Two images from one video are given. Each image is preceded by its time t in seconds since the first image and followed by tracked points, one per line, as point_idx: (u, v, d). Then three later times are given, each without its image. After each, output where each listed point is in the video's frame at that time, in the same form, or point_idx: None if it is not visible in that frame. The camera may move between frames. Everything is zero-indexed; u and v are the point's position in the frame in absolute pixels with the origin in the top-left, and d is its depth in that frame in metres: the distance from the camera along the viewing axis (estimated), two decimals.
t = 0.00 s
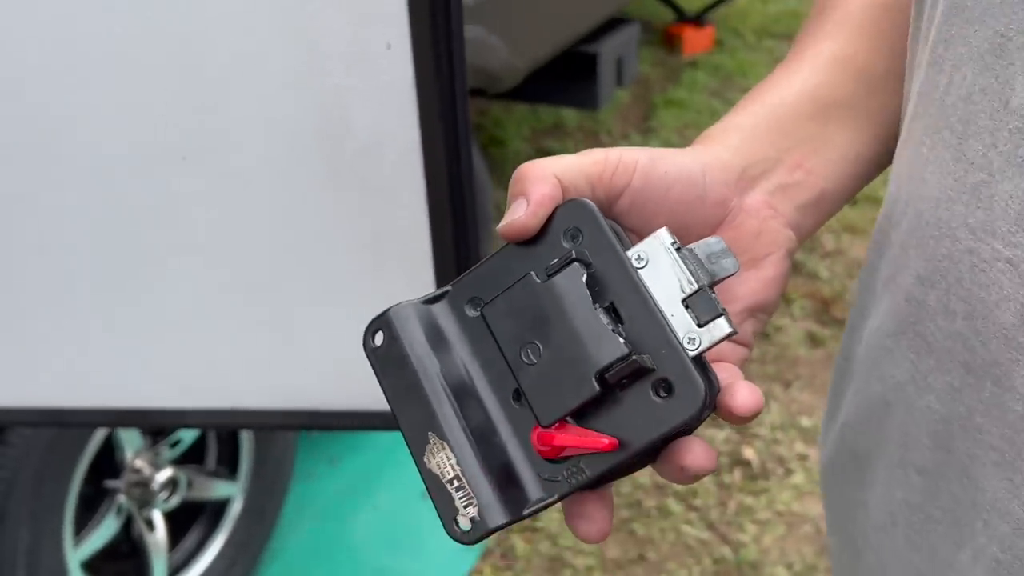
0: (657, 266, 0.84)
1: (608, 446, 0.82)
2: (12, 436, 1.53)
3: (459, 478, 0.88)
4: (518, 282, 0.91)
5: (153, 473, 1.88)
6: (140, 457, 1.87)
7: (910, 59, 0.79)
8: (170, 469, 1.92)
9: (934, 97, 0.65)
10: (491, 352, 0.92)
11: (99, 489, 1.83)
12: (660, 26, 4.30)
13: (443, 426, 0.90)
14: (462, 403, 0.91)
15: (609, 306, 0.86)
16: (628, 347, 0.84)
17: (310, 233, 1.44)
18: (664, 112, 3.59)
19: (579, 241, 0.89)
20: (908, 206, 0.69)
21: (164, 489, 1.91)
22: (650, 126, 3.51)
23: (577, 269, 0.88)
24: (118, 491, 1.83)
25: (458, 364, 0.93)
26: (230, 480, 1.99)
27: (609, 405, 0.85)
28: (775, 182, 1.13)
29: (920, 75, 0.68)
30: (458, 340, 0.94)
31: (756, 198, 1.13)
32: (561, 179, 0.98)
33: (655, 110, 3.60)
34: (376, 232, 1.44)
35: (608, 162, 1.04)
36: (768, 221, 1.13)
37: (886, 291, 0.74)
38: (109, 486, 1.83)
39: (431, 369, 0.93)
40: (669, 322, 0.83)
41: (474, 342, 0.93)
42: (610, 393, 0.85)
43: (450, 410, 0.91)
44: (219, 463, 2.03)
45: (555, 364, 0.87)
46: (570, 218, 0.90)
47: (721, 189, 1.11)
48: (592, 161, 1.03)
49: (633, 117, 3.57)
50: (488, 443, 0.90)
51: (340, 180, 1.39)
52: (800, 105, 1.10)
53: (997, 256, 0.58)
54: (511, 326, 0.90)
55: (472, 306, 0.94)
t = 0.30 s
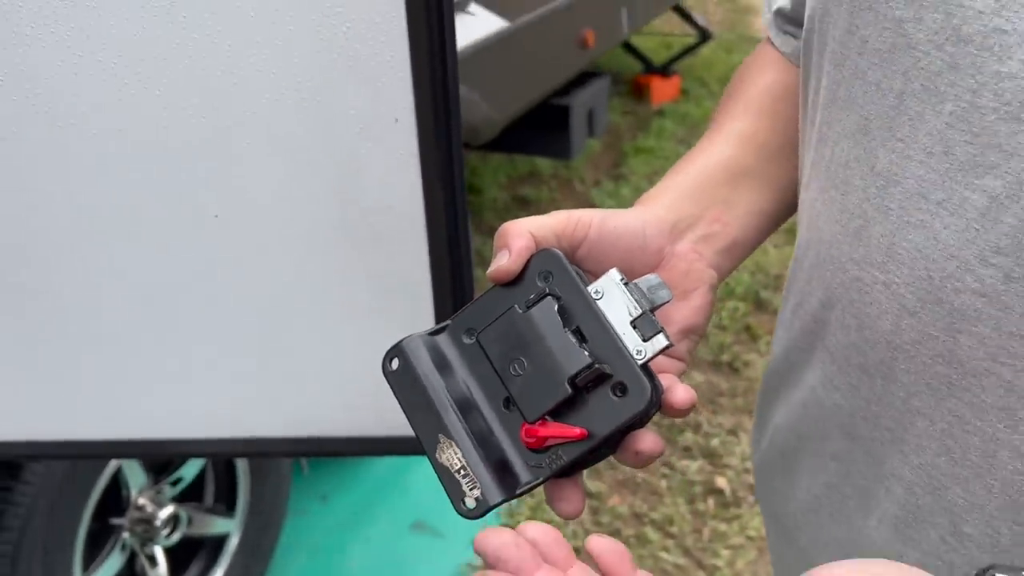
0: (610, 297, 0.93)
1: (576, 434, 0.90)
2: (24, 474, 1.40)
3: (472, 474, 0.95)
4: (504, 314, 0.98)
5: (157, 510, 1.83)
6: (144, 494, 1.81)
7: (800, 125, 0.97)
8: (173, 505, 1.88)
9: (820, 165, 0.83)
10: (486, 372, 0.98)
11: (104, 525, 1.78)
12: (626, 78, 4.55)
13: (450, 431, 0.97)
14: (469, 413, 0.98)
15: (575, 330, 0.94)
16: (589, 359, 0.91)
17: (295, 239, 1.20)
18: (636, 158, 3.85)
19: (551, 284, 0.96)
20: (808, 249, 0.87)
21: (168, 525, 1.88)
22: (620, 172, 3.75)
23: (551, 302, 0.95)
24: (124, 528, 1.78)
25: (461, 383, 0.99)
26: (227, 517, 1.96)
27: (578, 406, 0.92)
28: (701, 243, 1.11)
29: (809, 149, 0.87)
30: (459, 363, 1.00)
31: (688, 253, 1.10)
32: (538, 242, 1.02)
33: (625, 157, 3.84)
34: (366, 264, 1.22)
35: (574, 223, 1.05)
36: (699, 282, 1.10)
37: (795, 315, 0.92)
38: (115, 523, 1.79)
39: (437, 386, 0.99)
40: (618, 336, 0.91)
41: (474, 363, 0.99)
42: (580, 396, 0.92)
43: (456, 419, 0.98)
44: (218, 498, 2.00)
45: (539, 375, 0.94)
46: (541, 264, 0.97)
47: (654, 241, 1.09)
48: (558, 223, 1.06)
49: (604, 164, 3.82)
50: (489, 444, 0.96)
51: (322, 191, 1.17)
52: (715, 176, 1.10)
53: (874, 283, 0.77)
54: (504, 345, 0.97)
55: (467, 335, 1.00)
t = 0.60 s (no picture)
0: (565, 313, 0.97)
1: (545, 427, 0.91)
2: (23, 511, 1.52)
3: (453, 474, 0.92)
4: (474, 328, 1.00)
5: (146, 548, 1.85)
6: (133, 533, 1.83)
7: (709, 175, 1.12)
8: (162, 544, 1.90)
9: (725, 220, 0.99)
10: (461, 383, 0.98)
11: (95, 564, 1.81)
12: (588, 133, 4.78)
13: (430, 434, 0.95)
14: (446, 419, 0.96)
15: (537, 340, 0.96)
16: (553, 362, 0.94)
17: (288, 281, 1.29)
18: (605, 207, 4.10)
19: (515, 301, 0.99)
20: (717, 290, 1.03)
21: (156, 563, 1.90)
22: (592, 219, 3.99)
23: (515, 318, 0.98)
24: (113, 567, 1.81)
25: (437, 391, 0.98)
26: (215, 555, 1.96)
27: (539, 407, 0.94)
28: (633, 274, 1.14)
29: (716, 206, 1.02)
30: (434, 372, 0.99)
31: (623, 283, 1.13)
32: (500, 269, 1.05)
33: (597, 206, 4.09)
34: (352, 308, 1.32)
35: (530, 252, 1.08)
36: (633, 310, 1.12)
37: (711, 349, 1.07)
38: (105, 562, 1.81)
39: (415, 393, 0.97)
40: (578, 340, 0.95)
41: (449, 373, 0.99)
42: (541, 397, 0.94)
43: (435, 422, 0.95)
44: (203, 538, 2.00)
45: (512, 381, 0.95)
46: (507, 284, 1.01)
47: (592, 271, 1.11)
48: (511, 254, 1.09)
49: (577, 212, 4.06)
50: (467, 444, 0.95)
51: (317, 237, 1.27)
52: (640, 216, 1.16)
53: (771, 315, 0.91)
54: (477, 353, 0.98)
55: (438, 350, 1.00)
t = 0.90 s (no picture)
0: (509, 345, 1.04)
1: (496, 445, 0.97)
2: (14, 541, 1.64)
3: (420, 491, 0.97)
4: (432, 359, 1.06)
5: None
6: (115, 567, 1.92)
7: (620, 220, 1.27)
8: None
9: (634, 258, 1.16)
10: (421, 408, 1.02)
11: None
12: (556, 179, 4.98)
13: (395, 454, 0.99)
14: (409, 441, 1.01)
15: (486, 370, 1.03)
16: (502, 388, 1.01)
17: (266, 312, 1.45)
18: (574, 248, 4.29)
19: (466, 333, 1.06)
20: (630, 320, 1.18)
21: None
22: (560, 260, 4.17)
23: (468, 350, 1.05)
24: None
25: (399, 416, 1.02)
26: None
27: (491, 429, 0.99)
28: (559, 309, 1.27)
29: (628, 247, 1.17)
30: (395, 400, 1.03)
31: (550, 318, 1.26)
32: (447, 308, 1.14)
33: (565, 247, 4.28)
34: (321, 338, 1.48)
35: (474, 291, 1.19)
36: (559, 340, 1.25)
37: (625, 373, 1.21)
38: None
39: (379, 417, 1.01)
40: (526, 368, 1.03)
41: (408, 402, 1.03)
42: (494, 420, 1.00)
43: (399, 443, 1.00)
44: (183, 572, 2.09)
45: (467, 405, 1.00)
46: (460, 318, 1.07)
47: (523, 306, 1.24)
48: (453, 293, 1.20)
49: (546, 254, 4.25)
50: (427, 464, 1.00)
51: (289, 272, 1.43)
52: (563, 258, 1.30)
53: (669, 338, 1.06)
54: (435, 381, 1.03)
55: (397, 378, 1.04)
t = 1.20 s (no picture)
0: (440, 391, 1.12)
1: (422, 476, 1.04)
2: None
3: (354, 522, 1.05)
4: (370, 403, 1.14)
5: None
6: None
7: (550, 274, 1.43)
8: None
9: (561, 311, 1.31)
10: (358, 449, 1.10)
11: None
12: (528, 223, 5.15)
13: (333, 490, 1.07)
14: (346, 479, 1.08)
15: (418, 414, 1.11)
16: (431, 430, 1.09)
17: (242, 349, 1.64)
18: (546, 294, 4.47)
19: (400, 379, 1.15)
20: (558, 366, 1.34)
21: None
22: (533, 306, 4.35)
23: (402, 396, 1.13)
24: None
25: (340, 457, 1.10)
26: None
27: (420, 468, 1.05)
28: (491, 353, 1.42)
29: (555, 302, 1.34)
30: (337, 442, 1.11)
31: (483, 361, 1.41)
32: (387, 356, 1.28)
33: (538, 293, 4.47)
34: (291, 382, 1.68)
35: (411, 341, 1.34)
36: (489, 381, 1.40)
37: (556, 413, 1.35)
38: None
39: (321, 458, 1.09)
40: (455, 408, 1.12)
41: (349, 443, 1.11)
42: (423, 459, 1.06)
43: (339, 482, 1.08)
44: None
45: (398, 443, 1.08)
46: (395, 365, 1.17)
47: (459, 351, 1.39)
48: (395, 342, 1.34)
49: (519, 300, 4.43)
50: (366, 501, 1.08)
51: (264, 313, 1.62)
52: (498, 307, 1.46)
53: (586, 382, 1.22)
54: (373, 423, 1.11)
55: (338, 422, 1.13)
